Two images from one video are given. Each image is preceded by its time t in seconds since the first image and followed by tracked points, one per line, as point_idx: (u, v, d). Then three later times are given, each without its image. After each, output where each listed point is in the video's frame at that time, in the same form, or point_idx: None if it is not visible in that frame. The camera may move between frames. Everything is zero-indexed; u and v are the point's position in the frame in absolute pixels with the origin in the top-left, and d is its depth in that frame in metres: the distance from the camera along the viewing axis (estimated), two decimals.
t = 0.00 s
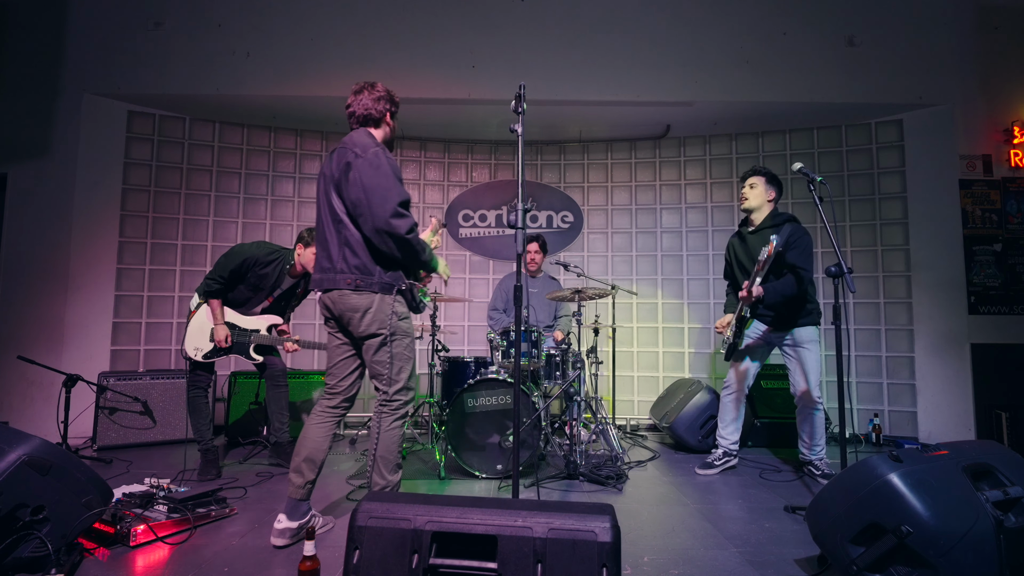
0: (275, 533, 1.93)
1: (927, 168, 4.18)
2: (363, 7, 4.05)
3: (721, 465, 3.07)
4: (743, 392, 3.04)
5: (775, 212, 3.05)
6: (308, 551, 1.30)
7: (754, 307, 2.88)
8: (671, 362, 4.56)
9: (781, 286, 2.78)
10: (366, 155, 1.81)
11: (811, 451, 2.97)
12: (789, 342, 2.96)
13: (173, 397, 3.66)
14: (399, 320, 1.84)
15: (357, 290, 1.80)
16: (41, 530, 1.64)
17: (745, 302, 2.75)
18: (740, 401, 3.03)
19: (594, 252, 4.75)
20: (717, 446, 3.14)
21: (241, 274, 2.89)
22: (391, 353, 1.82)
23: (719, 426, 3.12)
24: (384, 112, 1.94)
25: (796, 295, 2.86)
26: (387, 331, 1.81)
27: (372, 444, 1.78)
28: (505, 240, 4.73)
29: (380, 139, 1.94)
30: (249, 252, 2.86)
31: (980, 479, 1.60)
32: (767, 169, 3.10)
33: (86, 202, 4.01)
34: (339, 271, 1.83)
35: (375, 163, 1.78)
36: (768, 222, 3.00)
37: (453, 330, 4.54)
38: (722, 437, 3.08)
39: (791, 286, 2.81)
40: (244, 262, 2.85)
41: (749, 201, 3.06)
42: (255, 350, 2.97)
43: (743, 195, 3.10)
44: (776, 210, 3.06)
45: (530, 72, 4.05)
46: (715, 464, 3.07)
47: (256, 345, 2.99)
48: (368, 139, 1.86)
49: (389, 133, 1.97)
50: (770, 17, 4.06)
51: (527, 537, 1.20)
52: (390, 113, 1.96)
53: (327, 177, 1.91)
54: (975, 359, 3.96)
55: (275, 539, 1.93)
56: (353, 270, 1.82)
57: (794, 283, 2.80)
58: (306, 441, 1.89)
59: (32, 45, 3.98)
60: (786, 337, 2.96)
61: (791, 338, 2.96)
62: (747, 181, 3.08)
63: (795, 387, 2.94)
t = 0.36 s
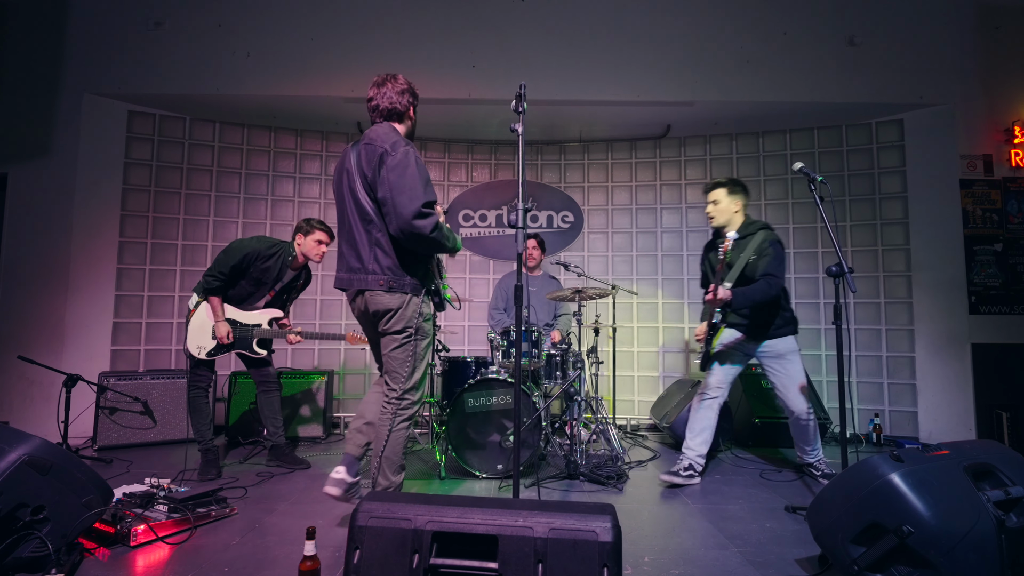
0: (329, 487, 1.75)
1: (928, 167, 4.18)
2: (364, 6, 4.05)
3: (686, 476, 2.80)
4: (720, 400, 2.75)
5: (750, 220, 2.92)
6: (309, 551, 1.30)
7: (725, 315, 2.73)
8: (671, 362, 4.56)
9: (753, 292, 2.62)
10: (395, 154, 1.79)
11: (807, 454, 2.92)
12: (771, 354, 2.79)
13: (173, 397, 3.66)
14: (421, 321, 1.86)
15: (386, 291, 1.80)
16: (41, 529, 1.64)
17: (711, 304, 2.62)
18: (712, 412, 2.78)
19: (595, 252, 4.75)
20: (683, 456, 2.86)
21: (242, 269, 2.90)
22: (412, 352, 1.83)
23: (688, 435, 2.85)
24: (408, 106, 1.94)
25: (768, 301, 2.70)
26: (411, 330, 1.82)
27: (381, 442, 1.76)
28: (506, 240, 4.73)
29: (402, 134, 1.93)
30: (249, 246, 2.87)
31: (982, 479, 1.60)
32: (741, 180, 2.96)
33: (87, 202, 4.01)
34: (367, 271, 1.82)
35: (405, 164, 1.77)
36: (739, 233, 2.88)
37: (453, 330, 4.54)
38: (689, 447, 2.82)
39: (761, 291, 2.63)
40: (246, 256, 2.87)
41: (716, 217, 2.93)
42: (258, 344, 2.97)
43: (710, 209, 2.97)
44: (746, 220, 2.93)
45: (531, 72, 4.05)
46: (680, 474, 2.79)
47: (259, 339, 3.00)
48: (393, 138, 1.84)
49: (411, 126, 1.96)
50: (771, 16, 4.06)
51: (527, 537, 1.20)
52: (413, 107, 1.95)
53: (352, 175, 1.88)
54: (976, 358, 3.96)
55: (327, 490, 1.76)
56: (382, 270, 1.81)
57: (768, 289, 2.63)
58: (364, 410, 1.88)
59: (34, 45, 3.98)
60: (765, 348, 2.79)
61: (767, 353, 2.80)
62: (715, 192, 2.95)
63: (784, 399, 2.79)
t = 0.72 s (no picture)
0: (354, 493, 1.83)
1: (928, 168, 4.18)
2: (364, 6, 4.05)
3: (687, 480, 2.77)
4: (698, 398, 2.81)
5: (681, 221, 2.93)
6: (309, 552, 1.30)
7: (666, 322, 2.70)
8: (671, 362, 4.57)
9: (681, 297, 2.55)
10: (404, 158, 1.78)
11: (804, 450, 2.84)
12: (737, 348, 2.80)
13: (173, 398, 3.65)
14: (428, 322, 1.86)
15: (395, 295, 1.80)
16: (42, 530, 1.64)
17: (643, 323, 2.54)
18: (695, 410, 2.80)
19: (595, 252, 4.75)
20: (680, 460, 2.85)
21: (244, 256, 2.90)
22: (417, 353, 1.83)
23: (679, 439, 2.84)
24: (416, 106, 1.94)
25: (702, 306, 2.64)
26: (417, 331, 1.82)
27: (385, 442, 1.76)
28: (506, 240, 4.72)
29: (409, 135, 1.94)
30: (249, 234, 2.86)
31: (983, 479, 1.60)
32: (663, 184, 2.98)
33: (87, 202, 4.01)
34: (376, 275, 1.82)
35: (415, 168, 1.77)
36: (673, 236, 2.89)
37: (454, 330, 4.54)
38: (685, 450, 2.81)
39: (694, 299, 2.55)
40: (246, 244, 2.86)
41: (645, 226, 2.94)
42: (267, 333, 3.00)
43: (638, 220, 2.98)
44: (677, 219, 2.94)
45: (531, 72, 4.05)
46: (681, 479, 2.76)
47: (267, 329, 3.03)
48: (401, 141, 1.83)
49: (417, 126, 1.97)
50: (771, 17, 4.06)
51: (528, 538, 1.20)
52: (420, 109, 1.95)
53: (359, 178, 1.86)
54: (976, 359, 3.96)
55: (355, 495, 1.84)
56: (391, 274, 1.81)
57: (698, 294, 2.57)
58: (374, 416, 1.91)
59: (34, 45, 3.98)
60: (730, 343, 2.79)
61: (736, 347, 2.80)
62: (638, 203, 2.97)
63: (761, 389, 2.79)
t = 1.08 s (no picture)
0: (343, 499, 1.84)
1: (928, 168, 4.18)
2: (364, 6, 4.05)
3: (687, 480, 2.77)
4: (690, 398, 2.80)
5: (659, 224, 2.93)
6: (309, 552, 1.30)
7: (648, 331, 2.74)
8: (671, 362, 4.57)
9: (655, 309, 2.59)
10: (398, 157, 1.78)
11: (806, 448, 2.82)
12: (725, 349, 2.80)
13: (173, 398, 3.65)
14: (423, 322, 1.86)
15: (388, 294, 1.81)
16: (42, 530, 1.64)
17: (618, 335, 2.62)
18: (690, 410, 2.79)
19: (595, 252, 4.75)
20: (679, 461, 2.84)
21: (248, 262, 2.92)
22: (413, 353, 1.82)
23: (678, 440, 2.84)
24: (413, 109, 1.94)
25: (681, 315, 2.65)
26: (412, 330, 1.82)
27: (382, 443, 1.76)
28: (507, 240, 4.72)
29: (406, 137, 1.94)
30: (255, 240, 2.90)
31: (982, 479, 1.60)
32: (641, 189, 2.99)
33: (88, 202, 4.01)
34: (370, 274, 1.82)
35: (408, 167, 1.76)
36: (652, 240, 2.90)
37: (454, 330, 4.54)
38: (683, 451, 2.80)
39: (671, 308, 2.59)
40: (252, 250, 2.89)
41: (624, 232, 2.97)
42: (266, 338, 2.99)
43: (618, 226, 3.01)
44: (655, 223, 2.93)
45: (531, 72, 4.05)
46: (681, 480, 2.76)
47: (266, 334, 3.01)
48: (395, 140, 1.83)
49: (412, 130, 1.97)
50: (771, 17, 4.06)
51: (528, 538, 1.20)
52: (418, 111, 1.95)
53: (354, 177, 1.87)
54: (977, 359, 3.96)
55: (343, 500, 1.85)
56: (384, 273, 1.82)
57: (675, 302, 2.59)
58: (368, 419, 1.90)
59: (35, 45, 3.99)
60: (718, 344, 2.80)
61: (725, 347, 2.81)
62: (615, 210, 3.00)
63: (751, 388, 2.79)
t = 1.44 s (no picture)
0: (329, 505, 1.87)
1: (928, 168, 4.18)
2: (364, 6, 4.05)
3: (687, 480, 2.76)
4: (690, 398, 2.80)
5: (659, 221, 2.94)
6: (309, 552, 1.30)
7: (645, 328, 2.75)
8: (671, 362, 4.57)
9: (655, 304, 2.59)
10: (382, 158, 1.79)
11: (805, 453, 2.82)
12: (722, 346, 2.80)
13: (173, 398, 3.66)
14: (416, 321, 1.86)
15: (379, 294, 1.81)
16: (42, 530, 1.65)
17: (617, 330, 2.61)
18: (689, 410, 2.79)
19: (595, 252, 4.75)
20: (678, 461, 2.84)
21: (243, 251, 2.91)
22: (406, 353, 1.83)
23: (677, 440, 2.83)
24: (404, 111, 1.93)
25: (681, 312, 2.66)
26: (405, 330, 1.82)
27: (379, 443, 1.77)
28: (507, 240, 4.72)
29: (397, 138, 1.94)
30: (246, 229, 2.88)
31: (981, 480, 1.60)
32: (643, 184, 2.98)
33: (88, 203, 4.02)
34: (361, 275, 1.83)
35: (392, 167, 1.77)
36: (651, 236, 2.90)
37: (454, 331, 4.55)
38: (682, 450, 2.80)
39: (670, 304, 2.60)
40: (245, 239, 2.88)
41: (623, 226, 2.97)
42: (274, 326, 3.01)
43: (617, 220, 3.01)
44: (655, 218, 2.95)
45: (532, 72, 4.06)
46: (680, 480, 2.76)
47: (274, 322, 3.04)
48: (383, 141, 1.84)
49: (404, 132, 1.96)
50: (771, 17, 4.07)
51: (528, 538, 1.20)
52: (410, 112, 1.94)
53: (346, 180, 1.89)
54: (976, 359, 3.96)
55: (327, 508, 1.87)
56: (375, 274, 1.82)
57: (675, 299, 2.60)
58: (361, 421, 1.90)
59: (35, 45, 3.99)
60: (715, 342, 2.80)
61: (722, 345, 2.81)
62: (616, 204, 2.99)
63: (749, 386, 2.78)
